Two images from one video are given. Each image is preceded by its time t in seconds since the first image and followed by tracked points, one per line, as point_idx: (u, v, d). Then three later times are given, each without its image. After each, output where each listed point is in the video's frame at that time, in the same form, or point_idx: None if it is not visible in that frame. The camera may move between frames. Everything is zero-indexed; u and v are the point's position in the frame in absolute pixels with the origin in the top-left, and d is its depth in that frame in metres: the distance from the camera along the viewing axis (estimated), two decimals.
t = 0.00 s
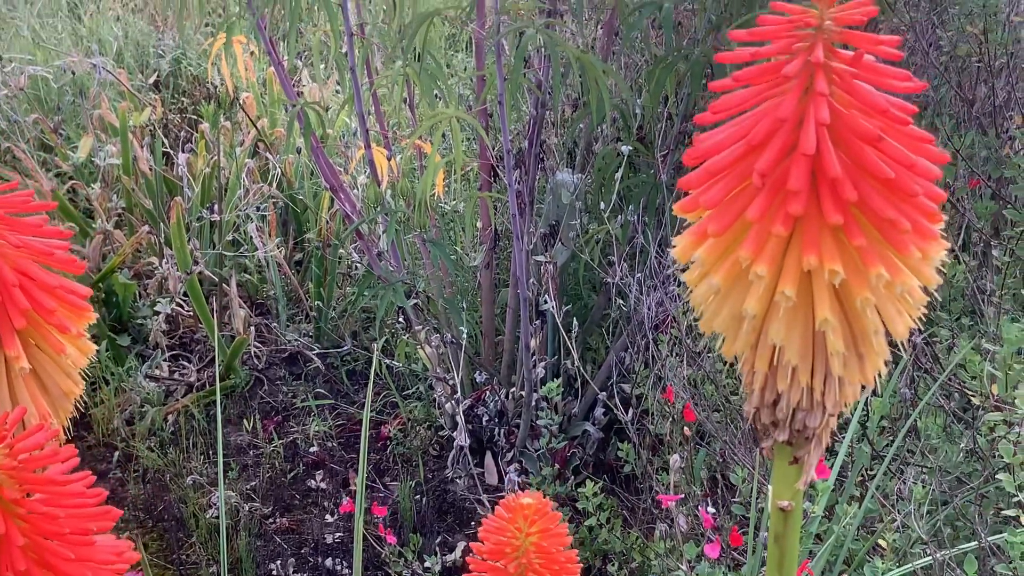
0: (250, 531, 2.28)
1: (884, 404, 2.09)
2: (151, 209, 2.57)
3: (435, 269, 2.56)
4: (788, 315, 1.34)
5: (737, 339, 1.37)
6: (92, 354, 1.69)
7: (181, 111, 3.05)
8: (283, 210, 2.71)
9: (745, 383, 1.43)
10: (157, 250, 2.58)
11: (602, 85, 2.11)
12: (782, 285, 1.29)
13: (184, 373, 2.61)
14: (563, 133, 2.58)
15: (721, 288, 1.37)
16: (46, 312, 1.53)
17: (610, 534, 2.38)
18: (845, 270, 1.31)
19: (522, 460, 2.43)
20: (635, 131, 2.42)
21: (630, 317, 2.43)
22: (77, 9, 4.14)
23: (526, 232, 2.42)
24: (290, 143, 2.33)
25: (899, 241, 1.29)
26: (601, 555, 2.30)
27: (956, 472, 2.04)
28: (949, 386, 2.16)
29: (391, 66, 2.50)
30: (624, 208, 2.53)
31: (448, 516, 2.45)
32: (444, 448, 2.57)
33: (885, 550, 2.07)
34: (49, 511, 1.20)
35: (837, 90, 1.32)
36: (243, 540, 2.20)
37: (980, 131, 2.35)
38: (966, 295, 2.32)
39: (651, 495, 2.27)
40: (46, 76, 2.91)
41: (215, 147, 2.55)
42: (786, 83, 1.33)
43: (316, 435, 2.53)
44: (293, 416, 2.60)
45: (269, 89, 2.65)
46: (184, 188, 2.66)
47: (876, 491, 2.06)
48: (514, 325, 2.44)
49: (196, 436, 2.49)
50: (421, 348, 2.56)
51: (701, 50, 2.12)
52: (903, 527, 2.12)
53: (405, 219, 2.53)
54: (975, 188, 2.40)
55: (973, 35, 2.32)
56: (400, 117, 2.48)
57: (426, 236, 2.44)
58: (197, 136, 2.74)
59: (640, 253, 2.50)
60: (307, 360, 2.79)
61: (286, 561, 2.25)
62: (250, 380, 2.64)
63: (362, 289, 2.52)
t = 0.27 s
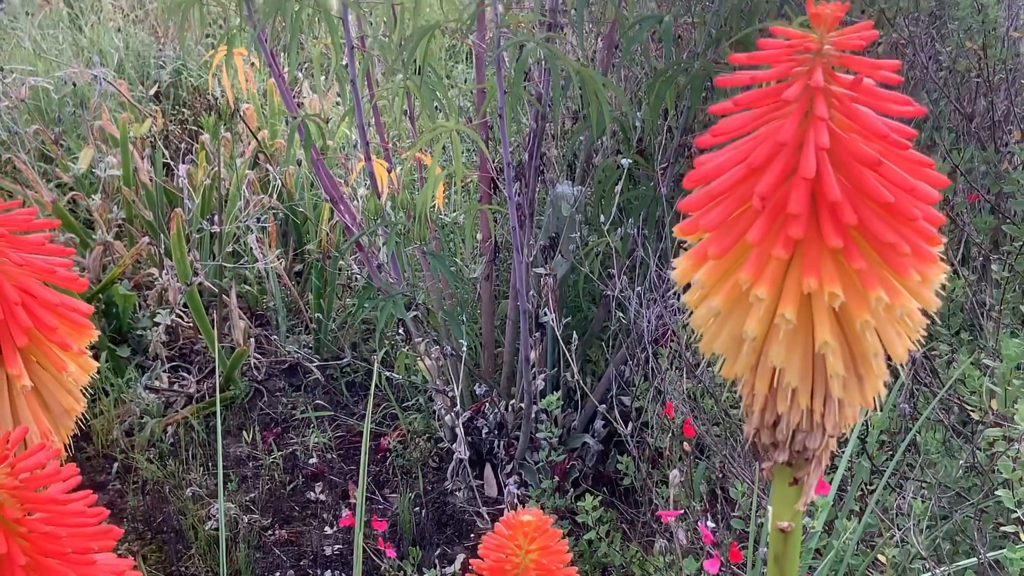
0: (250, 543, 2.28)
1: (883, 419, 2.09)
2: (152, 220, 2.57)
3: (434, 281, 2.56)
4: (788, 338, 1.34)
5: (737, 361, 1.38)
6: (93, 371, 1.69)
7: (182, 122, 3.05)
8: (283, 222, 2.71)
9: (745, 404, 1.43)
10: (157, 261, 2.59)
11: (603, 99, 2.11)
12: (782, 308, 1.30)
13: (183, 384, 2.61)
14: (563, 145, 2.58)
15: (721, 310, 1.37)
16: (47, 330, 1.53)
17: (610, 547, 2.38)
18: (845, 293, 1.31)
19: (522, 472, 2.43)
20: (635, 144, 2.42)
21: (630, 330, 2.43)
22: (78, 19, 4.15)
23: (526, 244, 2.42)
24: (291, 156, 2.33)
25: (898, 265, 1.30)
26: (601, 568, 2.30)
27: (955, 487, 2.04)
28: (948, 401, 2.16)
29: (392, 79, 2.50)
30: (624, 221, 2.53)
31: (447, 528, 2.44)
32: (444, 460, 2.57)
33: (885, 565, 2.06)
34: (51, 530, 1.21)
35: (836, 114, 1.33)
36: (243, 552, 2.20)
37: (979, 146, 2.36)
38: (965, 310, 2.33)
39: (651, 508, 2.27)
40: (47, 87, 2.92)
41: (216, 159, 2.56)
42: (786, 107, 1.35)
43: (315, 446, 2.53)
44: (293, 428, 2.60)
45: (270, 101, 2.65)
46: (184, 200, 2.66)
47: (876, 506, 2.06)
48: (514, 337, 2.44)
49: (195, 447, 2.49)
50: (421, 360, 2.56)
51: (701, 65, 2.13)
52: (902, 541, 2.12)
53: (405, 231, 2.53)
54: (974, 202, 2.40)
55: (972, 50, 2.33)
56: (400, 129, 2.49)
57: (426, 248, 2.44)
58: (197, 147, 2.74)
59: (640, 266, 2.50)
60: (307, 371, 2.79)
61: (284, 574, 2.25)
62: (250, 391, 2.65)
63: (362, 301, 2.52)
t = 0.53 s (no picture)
0: (249, 549, 2.28)
1: (883, 426, 2.09)
2: (152, 226, 2.58)
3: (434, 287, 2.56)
4: (787, 345, 1.34)
5: (737, 368, 1.38)
6: (94, 378, 1.69)
7: (182, 128, 3.06)
8: (283, 227, 2.72)
9: (745, 412, 1.43)
10: (157, 266, 2.59)
11: (603, 105, 2.11)
12: (781, 316, 1.30)
13: (183, 390, 2.61)
14: (563, 151, 2.58)
15: (721, 317, 1.37)
16: (47, 336, 1.54)
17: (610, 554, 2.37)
18: (844, 301, 1.31)
19: (521, 478, 2.43)
20: (635, 151, 2.43)
21: (630, 336, 2.43)
22: (78, 25, 4.16)
23: (526, 250, 2.42)
24: (291, 161, 2.33)
25: (898, 273, 1.30)
26: None
27: (955, 494, 2.04)
28: (948, 407, 2.16)
29: (392, 85, 2.51)
30: (624, 227, 2.53)
31: (447, 535, 2.43)
32: (443, 466, 2.57)
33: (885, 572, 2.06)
34: (49, 537, 1.22)
35: (836, 122, 1.34)
36: (242, 557, 2.20)
37: (979, 152, 2.37)
38: (965, 316, 2.33)
39: (650, 515, 2.27)
40: (47, 93, 2.92)
41: (216, 165, 2.57)
42: (786, 115, 1.35)
43: (315, 452, 2.53)
44: (292, 433, 2.60)
45: (270, 107, 2.66)
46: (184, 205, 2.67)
47: (876, 513, 2.05)
48: (514, 343, 2.44)
49: (195, 453, 2.49)
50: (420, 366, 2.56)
51: (701, 71, 2.13)
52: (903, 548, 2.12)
53: (405, 237, 2.53)
54: (974, 209, 2.40)
55: (971, 57, 2.33)
56: (400, 135, 2.49)
57: (426, 254, 2.44)
58: (198, 153, 2.75)
59: (640, 272, 2.50)
60: (307, 377, 2.79)
61: None
62: (250, 397, 2.64)
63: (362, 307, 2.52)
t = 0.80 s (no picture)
0: (251, 550, 2.28)
1: (885, 428, 2.09)
2: (153, 227, 2.58)
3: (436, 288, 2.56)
4: (791, 346, 1.34)
5: (740, 369, 1.38)
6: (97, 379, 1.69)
7: (183, 129, 3.06)
8: (284, 228, 2.72)
9: (747, 413, 1.43)
10: (158, 267, 2.59)
11: (604, 106, 2.11)
12: (785, 316, 1.30)
13: (184, 391, 2.61)
14: (564, 153, 2.58)
15: (724, 318, 1.37)
16: (49, 337, 1.54)
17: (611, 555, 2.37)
18: (848, 301, 1.32)
19: (522, 480, 2.43)
20: (636, 152, 2.43)
21: (631, 337, 2.43)
22: (80, 26, 4.16)
23: (527, 251, 2.42)
24: (292, 163, 2.33)
25: (901, 273, 1.30)
26: None
27: (957, 496, 2.04)
28: (949, 409, 2.16)
29: (394, 86, 2.51)
30: (625, 228, 2.53)
31: (448, 536, 2.44)
32: (445, 467, 2.56)
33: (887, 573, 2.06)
34: (53, 539, 1.22)
35: (839, 123, 1.34)
36: (243, 559, 2.20)
37: (980, 154, 2.37)
38: (966, 317, 2.33)
39: (651, 516, 2.27)
40: (49, 94, 2.93)
41: (217, 166, 2.57)
42: (789, 116, 1.35)
43: (316, 454, 2.52)
44: (294, 434, 2.60)
45: (272, 108, 2.66)
46: (185, 206, 2.67)
47: (878, 514, 2.05)
48: (515, 345, 2.45)
49: (196, 454, 2.49)
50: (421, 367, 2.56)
51: (702, 72, 2.13)
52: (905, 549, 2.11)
53: (406, 238, 2.53)
54: (975, 210, 2.41)
55: (973, 58, 2.33)
56: (401, 136, 2.49)
57: (427, 256, 2.44)
58: (199, 154, 2.75)
59: (641, 273, 2.50)
60: (308, 378, 2.79)
61: None
62: (251, 398, 2.64)
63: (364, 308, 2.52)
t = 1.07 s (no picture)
0: (254, 547, 2.28)
1: (888, 424, 2.09)
2: (156, 223, 2.58)
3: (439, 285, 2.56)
4: (797, 341, 1.34)
5: (746, 365, 1.38)
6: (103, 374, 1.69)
7: (186, 125, 3.06)
8: (287, 225, 2.72)
9: (753, 408, 1.44)
10: (161, 264, 2.59)
11: (608, 103, 2.11)
12: (791, 312, 1.30)
13: (187, 387, 2.61)
14: (567, 149, 2.59)
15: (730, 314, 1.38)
16: (56, 333, 1.54)
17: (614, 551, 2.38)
18: (854, 297, 1.32)
19: (525, 476, 2.43)
20: (639, 148, 2.43)
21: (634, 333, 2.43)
22: (82, 22, 4.16)
23: (530, 247, 2.43)
24: (295, 159, 2.33)
25: (907, 269, 1.30)
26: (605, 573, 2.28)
27: (960, 492, 2.04)
28: (953, 405, 2.16)
29: (397, 82, 2.51)
30: (628, 224, 2.53)
31: (451, 532, 2.44)
32: (448, 463, 2.56)
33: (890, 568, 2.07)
34: (60, 533, 1.22)
35: (845, 118, 1.34)
36: (247, 555, 2.20)
37: (984, 150, 2.37)
38: (969, 314, 2.34)
39: (654, 512, 2.27)
40: (51, 91, 2.93)
41: (221, 162, 2.57)
42: (795, 112, 1.35)
43: (319, 450, 2.52)
44: (297, 431, 2.60)
45: (275, 105, 2.66)
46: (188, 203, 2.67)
47: (881, 511, 2.06)
48: (518, 341, 2.45)
49: (199, 450, 2.49)
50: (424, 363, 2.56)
51: (706, 69, 2.13)
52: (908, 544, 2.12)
53: (409, 235, 2.53)
54: (978, 206, 2.41)
55: (976, 55, 2.33)
56: (404, 133, 2.49)
57: (431, 252, 2.44)
58: (201, 150, 2.75)
59: (644, 270, 2.50)
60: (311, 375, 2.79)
61: None
62: (254, 394, 2.64)
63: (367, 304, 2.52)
